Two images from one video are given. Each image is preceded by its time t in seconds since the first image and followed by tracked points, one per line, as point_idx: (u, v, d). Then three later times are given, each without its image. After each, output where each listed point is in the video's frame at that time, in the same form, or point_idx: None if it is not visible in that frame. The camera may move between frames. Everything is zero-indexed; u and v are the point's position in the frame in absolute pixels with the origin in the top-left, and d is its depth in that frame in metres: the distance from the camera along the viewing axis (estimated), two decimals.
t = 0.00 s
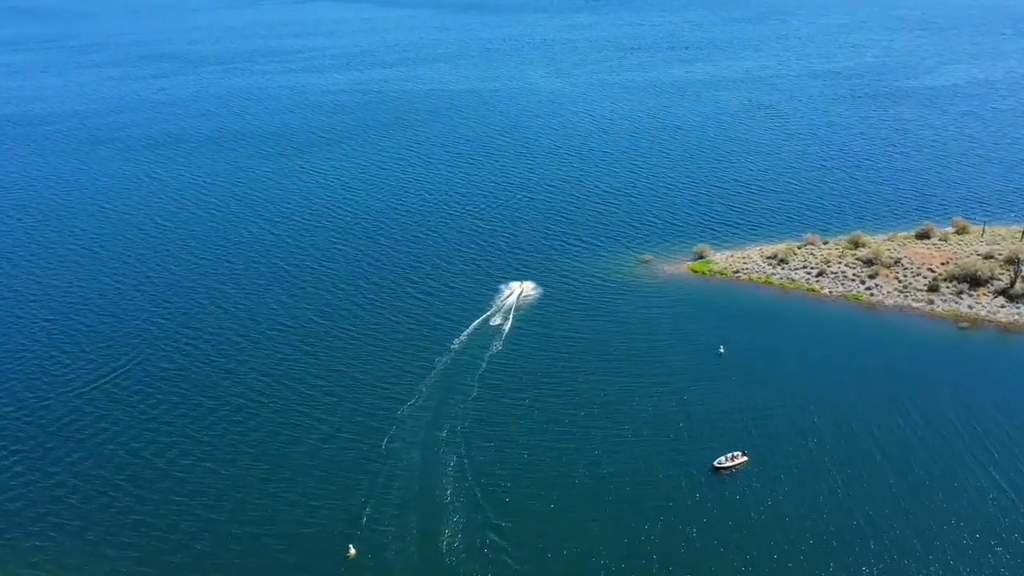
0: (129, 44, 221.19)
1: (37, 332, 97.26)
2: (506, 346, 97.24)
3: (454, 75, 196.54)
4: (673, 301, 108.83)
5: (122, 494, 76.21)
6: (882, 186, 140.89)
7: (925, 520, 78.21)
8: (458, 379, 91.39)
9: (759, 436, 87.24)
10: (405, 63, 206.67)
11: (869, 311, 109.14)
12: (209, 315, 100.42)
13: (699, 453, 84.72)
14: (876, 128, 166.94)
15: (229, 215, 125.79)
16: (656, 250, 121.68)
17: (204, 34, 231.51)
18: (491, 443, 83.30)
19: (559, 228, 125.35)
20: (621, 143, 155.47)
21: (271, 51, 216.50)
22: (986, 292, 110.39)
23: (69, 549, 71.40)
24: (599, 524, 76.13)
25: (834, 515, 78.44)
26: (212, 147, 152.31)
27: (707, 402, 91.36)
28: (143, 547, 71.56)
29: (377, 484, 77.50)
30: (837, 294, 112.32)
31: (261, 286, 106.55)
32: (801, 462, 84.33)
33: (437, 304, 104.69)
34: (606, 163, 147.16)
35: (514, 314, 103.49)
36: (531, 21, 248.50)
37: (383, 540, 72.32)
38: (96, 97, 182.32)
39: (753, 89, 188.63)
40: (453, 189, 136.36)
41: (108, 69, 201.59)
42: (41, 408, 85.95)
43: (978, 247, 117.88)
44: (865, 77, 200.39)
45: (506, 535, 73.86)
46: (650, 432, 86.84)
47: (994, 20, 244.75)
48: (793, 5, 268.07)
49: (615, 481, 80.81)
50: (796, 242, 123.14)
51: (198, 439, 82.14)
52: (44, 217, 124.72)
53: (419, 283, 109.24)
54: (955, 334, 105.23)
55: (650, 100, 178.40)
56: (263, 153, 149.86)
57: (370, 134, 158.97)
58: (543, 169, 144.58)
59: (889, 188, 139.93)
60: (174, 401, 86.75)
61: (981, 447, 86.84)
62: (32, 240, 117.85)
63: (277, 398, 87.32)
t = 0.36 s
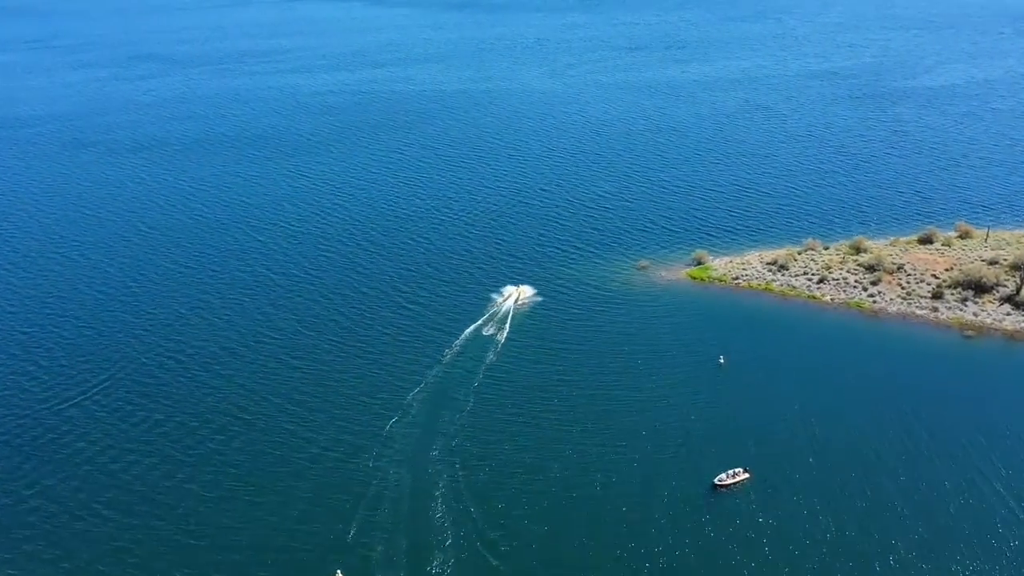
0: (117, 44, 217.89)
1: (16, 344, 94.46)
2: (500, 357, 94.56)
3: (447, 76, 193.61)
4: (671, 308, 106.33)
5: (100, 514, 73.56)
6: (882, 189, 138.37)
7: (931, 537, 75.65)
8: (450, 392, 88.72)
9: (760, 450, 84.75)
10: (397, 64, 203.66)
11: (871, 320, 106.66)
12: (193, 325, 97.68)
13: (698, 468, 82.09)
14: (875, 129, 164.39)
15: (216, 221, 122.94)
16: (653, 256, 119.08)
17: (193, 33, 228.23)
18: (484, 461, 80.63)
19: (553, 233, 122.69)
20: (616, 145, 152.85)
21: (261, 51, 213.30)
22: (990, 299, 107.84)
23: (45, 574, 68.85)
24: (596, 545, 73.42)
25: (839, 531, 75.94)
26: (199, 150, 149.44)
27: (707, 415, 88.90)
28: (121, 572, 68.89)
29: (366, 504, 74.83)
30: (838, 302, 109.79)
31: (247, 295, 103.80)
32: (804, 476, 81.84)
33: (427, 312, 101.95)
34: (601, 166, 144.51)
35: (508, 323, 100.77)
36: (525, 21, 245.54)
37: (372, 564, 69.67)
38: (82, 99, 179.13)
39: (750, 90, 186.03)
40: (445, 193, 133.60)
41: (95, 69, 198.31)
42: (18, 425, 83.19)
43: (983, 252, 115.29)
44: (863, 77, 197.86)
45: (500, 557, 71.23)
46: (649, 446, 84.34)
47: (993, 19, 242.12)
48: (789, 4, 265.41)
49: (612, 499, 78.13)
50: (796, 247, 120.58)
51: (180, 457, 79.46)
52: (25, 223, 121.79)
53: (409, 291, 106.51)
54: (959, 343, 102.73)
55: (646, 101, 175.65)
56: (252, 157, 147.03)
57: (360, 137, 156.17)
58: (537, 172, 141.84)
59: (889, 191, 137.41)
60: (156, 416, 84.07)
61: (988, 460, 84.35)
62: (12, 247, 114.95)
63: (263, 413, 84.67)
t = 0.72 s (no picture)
0: (102, 44, 214.09)
1: None
2: (492, 371, 91.35)
3: (438, 77, 190.25)
4: (668, 318, 103.27)
5: (73, 541, 70.38)
6: (881, 192, 135.50)
7: (939, 557, 72.59)
8: (441, 407, 85.51)
9: (761, 468, 81.69)
10: (386, 64, 200.18)
11: (874, 329, 103.67)
12: (175, 338, 94.41)
13: (698, 488, 78.91)
14: (873, 131, 161.55)
15: (200, 227, 119.59)
16: (649, 263, 116.02)
17: (180, 33, 224.54)
18: (476, 481, 77.43)
19: (547, 240, 119.56)
20: (610, 148, 149.84)
21: (248, 51, 209.63)
22: (996, 307, 104.95)
23: None
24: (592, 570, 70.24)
25: (844, 552, 72.94)
26: (184, 154, 145.96)
27: (706, 431, 85.89)
28: None
29: (351, 529, 71.60)
30: (840, 310, 106.81)
31: (230, 306, 100.48)
32: (807, 494, 78.87)
33: (416, 323, 98.77)
34: (595, 169, 141.53)
35: (501, 334, 97.57)
36: (517, 20, 242.17)
37: None
38: (65, 100, 175.44)
39: (746, 90, 183.05)
40: (435, 198, 130.46)
41: (79, 70, 194.57)
42: None
43: (987, 258, 112.41)
44: (860, 77, 195.07)
45: None
46: (647, 464, 81.28)
47: (990, 17, 239.44)
48: (784, 3, 262.46)
49: (607, 520, 74.91)
50: (796, 254, 117.61)
51: (159, 479, 76.24)
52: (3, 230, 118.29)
53: (397, 301, 103.34)
54: (965, 353, 99.74)
55: (640, 103, 172.55)
56: (237, 160, 143.60)
57: (349, 139, 152.78)
58: (530, 176, 138.66)
59: (889, 195, 134.58)
60: (134, 436, 80.85)
61: (996, 475, 81.38)
62: None
63: (245, 431, 81.45)
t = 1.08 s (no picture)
0: (90, 44, 210.51)
1: None
2: (486, 384, 88.17)
3: (431, 77, 186.95)
4: (668, 326, 100.21)
5: (46, 570, 67.39)
6: (884, 196, 132.58)
7: None
8: (433, 422, 82.34)
9: (765, 487, 78.72)
10: (379, 64, 196.83)
11: (879, 339, 100.70)
12: (155, 350, 91.24)
13: (699, 509, 75.86)
14: (874, 133, 158.56)
15: (184, 232, 116.31)
16: (647, 269, 112.94)
17: (170, 33, 221.04)
18: (468, 503, 74.29)
19: (542, 246, 116.38)
20: (606, 151, 146.85)
21: (238, 51, 206.11)
22: (1005, 316, 101.95)
23: None
24: None
25: None
26: (169, 156, 142.55)
27: (707, 448, 82.85)
28: None
29: (336, 556, 68.46)
30: (844, 319, 103.82)
31: (213, 315, 97.26)
32: (811, 514, 75.90)
33: (406, 332, 95.44)
34: (591, 173, 138.51)
35: (495, 345, 94.38)
36: (512, 19, 238.86)
37: None
38: (51, 101, 171.95)
39: (745, 90, 180.10)
40: (428, 203, 127.32)
41: (66, 71, 191.06)
42: None
43: (995, 265, 109.44)
44: (860, 77, 192.13)
45: None
46: (645, 483, 78.23)
47: (990, 16, 236.53)
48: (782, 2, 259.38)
49: (605, 545, 71.82)
50: (798, 260, 114.61)
51: (135, 502, 73.15)
52: None
53: (386, 308, 99.95)
54: (973, 364, 96.82)
55: (637, 104, 169.47)
56: (225, 164, 140.42)
57: (339, 142, 149.51)
58: (524, 181, 135.52)
59: (891, 199, 131.58)
60: (110, 456, 77.74)
61: (1008, 495, 78.50)
62: None
63: (225, 450, 78.29)
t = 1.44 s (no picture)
0: (80, 44, 206.91)
1: None
2: (480, 398, 84.99)
3: (426, 78, 183.62)
4: (670, 336, 97.10)
5: None
6: (889, 199, 129.53)
7: None
8: (426, 439, 79.16)
9: (770, 508, 75.59)
10: (373, 65, 193.45)
11: (887, 350, 97.55)
12: (137, 364, 88.02)
13: (703, 532, 72.69)
14: (878, 134, 155.38)
15: (170, 238, 112.94)
16: (647, 277, 109.79)
17: (161, 32, 217.49)
18: (462, 527, 71.18)
19: (540, 252, 113.22)
20: (605, 153, 143.66)
21: (231, 51, 202.64)
22: (1017, 326, 98.88)
23: None
24: None
25: None
26: (157, 157, 139.05)
27: (711, 466, 79.73)
28: None
29: None
30: (851, 329, 100.76)
31: (199, 326, 94.04)
32: (820, 535, 72.91)
33: (398, 343, 92.23)
34: (589, 176, 135.33)
35: (491, 356, 91.20)
36: (509, 18, 235.49)
37: None
38: (38, 102, 168.43)
39: (745, 91, 176.92)
40: (422, 207, 124.07)
41: (55, 71, 187.50)
42: None
43: (1006, 272, 106.37)
44: (862, 77, 188.90)
45: None
46: (647, 504, 75.16)
47: (992, 14, 233.25)
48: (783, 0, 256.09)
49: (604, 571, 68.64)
50: (803, 267, 111.48)
51: (113, 527, 70.01)
52: None
53: (378, 317, 96.70)
54: (984, 376, 93.62)
55: (636, 105, 166.19)
56: (215, 167, 137.06)
57: (333, 145, 146.21)
58: (522, 184, 132.36)
59: (897, 203, 128.46)
60: (88, 478, 74.59)
61: None
62: None
63: (208, 471, 75.15)
